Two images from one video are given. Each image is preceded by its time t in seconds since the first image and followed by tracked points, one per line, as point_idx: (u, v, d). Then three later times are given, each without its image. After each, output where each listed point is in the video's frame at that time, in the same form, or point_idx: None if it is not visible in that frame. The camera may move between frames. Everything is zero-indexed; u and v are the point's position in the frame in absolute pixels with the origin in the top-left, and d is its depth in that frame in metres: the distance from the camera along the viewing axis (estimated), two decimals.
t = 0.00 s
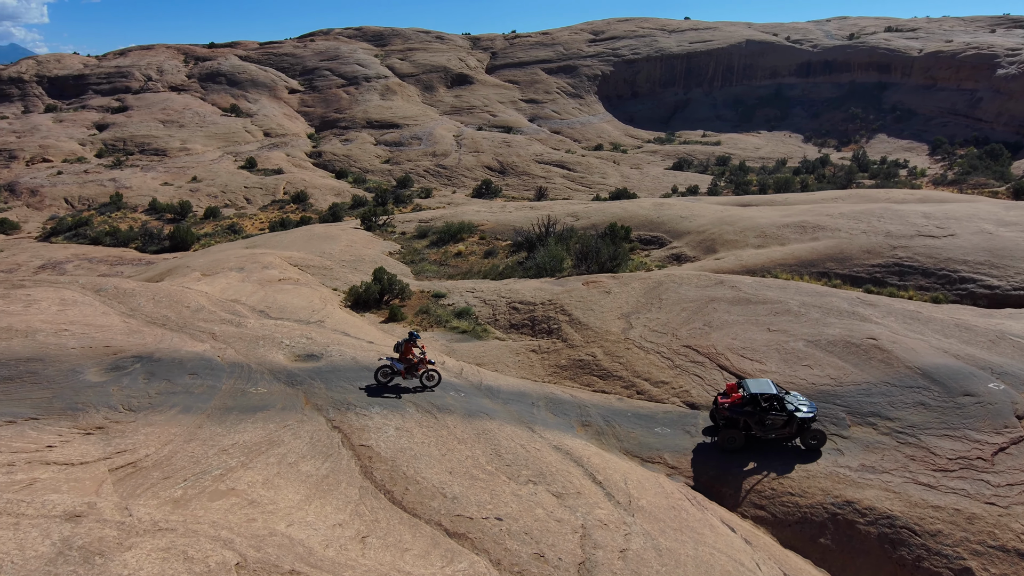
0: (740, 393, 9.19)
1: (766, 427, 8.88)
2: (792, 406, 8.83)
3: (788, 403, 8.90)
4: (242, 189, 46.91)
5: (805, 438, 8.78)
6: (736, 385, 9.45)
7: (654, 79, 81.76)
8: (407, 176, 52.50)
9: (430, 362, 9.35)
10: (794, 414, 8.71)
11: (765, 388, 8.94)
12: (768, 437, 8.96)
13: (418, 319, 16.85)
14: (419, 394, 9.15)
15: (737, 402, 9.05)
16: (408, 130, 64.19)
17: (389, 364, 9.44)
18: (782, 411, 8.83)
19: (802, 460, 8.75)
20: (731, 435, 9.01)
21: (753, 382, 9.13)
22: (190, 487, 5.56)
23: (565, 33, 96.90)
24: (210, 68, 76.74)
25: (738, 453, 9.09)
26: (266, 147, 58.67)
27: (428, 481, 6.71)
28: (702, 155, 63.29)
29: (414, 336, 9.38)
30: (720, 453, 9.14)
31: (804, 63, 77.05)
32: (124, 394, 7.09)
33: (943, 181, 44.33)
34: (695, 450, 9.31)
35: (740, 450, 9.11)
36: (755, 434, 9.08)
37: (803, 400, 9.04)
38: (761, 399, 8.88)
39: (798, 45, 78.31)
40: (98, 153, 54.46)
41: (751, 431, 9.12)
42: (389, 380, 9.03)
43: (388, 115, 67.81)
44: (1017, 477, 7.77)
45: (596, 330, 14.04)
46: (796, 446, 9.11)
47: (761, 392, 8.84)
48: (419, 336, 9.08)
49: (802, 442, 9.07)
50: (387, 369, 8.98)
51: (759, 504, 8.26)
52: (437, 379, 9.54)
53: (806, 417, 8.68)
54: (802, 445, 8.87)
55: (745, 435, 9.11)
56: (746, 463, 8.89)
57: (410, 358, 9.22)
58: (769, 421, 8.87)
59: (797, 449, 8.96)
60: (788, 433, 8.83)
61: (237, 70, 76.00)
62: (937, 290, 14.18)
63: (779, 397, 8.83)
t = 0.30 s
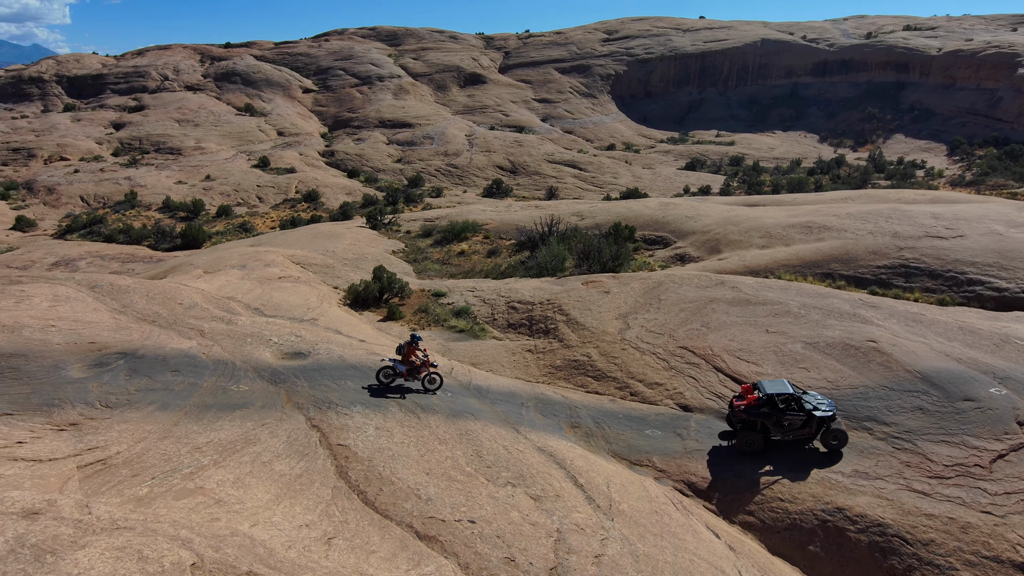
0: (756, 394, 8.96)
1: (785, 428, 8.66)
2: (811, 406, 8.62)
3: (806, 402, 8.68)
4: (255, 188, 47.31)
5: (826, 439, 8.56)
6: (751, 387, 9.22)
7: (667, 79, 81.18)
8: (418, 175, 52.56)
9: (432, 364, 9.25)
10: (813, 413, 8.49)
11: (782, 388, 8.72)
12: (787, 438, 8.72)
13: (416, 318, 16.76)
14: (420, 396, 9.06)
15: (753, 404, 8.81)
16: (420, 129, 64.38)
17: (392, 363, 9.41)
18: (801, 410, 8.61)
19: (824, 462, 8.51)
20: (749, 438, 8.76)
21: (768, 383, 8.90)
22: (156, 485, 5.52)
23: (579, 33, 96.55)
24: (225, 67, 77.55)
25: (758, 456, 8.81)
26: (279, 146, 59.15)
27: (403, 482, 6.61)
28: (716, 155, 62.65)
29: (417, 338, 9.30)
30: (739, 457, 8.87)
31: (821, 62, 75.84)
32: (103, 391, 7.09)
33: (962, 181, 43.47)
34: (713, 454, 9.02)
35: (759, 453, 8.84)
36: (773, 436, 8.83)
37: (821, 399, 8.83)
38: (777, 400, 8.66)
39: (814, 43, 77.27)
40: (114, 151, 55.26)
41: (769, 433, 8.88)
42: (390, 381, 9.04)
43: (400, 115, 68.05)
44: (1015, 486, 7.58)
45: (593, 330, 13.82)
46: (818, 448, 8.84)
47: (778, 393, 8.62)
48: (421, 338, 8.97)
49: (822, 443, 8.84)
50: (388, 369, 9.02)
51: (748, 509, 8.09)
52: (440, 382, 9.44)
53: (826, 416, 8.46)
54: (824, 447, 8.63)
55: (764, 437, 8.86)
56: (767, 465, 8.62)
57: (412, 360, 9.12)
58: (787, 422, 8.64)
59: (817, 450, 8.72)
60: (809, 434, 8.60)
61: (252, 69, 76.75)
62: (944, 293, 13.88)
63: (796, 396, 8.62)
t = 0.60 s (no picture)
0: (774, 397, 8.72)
1: (805, 430, 8.43)
2: (831, 406, 8.39)
3: (826, 403, 8.45)
4: (266, 186, 47.62)
5: (847, 438, 8.38)
6: (768, 387, 8.98)
7: (680, 78, 80.65)
8: (428, 174, 52.60)
9: (436, 367, 9.22)
10: (833, 414, 8.27)
11: (801, 390, 8.48)
12: (808, 440, 8.50)
13: (413, 316, 16.67)
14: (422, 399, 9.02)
15: (772, 408, 8.58)
16: (431, 129, 64.50)
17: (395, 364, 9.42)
18: (821, 411, 8.38)
19: (847, 461, 8.31)
20: (769, 441, 8.54)
21: (786, 384, 8.67)
22: (121, 482, 5.49)
23: (591, 32, 96.22)
24: (238, 67, 78.23)
25: (778, 459, 8.60)
26: (291, 144, 59.51)
27: (377, 481, 6.52)
28: (727, 155, 62.03)
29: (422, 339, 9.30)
30: (759, 460, 8.66)
31: (835, 61, 74.65)
32: (81, 386, 7.12)
33: (977, 182, 42.64)
34: (732, 456, 8.80)
35: (779, 455, 8.63)
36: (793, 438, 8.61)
37: (841, 397, 8.60)
38: (796, 402, 8.44)
39: (829, 42, 76.30)
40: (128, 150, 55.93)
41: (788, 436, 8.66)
42: (394, 381, 9.05)
43: (411, 114, 68.22)
44: (1009, 492, 7.41)
45: (588, 329, 13.63)
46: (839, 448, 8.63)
47: (797, 394, 8.39)
48: (426, 340, 8.97)
49: (842, 442, 8.66)
50: (392, 369, 8.99)
51: (734, 514, 7.92)
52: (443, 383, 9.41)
53: (847, 416, 8.25)
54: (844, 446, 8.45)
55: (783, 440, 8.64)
56: (787, 467, 8.41)
57: (416, 361, 9.07)
58: (807, 424, 8.42)
59: (837, 450, 8.55)
60: (829, 434, 8.40)
61: (265, 69, 77.37)
62: (948, 294, 13.76)
63: (815, 398, 8.38)
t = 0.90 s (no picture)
0: (791, 396, 8.40)
1: (824, 431, 8.18)
2: (850, 405, 8.10)
3: (846, 401, 8.16)
4: (273, 185, 47.83)
5: (866, 436, 8.16)
6: (783, 385, 8.67)
7: (689, 77, 80.18)
8: (434, 172, 52.54)
9: (436, 368, 9.25)
10: (854, 414, 8.00)
11: (819, 390, 8.18)
12: (827, 439, 8.25)
13: (407, 314, 16.53)
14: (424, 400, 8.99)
15: (789, 409, 8.27)
16: (438, 128, 64.51)
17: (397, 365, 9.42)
18: (840, 412, 8.11)
19: (866, 459, 8.13)
20: (787, 443, 8.29)
21: (803, 383, 8.35)
22: (83, 476, 5.45)
23: (599, 31, 95.91)
24: (247, 66, 78.64)
25: (796, 459, 8.36)
26: (299, 143, 59.73)
27: (348, 478, 6.45)
28: (735, 154, 61.53)
29: (423, 340, 9.30)
30: (776, 460, 8.43)
31: (845, 60, 73.72)
32: (55, 380, 7.12)
33: (989, 182, 41.99)
34: (748, 457, 8.57)
35: (797, 455, 8.40)
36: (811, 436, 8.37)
37: (860, 394, 8.33)
38: (815, 403, 8.15)
39: (839, 41, 75.51)
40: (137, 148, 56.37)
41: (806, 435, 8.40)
42: (394, 381, 9.05)
43: (419, 113, 68.30)
44: (998, 495, 7.28)
45: (579, 327, 13.46)
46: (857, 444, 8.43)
47: (816, 396, 8.09)
48: (429, 341, 9.03)
49: (859, 438, 8.45)
50: (393, 369, 9.02)
51: (716, 514, 7.78)
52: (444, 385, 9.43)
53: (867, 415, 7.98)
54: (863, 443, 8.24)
55: (800, 440, 8.39)
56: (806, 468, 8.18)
57: (418, 362, 9.09)
58: (826, 424, 8.16)
59: (855, 446, 8.35)
60: (848, 433, 8.16)
61: (274, 68, 77.76)
62: (947, 293, 13.61)
63: (836, 398, 8.07)
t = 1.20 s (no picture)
0: (806, 391, 8.26)
1: (841, 425, 7.99)
2: (868, 398, 7.93)
3: (863, 394, 8.00)
4: (277, 183, 47.94)
5: (884, 429, 7.99)
6: (799, 379, 8.52)
7: (695, 76, 79.72)
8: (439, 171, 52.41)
9: (438, 369, 9.24)
10: (872, 407, 7.83)
11: (835, 383, 8.02)
12: (843, 434, 8.07)
13: (399, 310, 16.34)
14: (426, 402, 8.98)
15: (806, 403, 8.11)
16: (443, 127, 64.46)
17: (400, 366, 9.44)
18: (857, 406, 7.94)
19: (885, 454, 7.93)
20: (804, 439, 8.06)
21: (819, 377, 8.20)
22: (43, 469, 5.40)
23: (606, 30, 95.57)
24: (254, 66, 78.92)
25: (812, 456, 8.16)
26: (304, 141, 59.82)
27: (316, 474, 6.37)
28: (741, 153, 61.08)
29: (426, 343, 9.33)
30: (792, 457, 8.22)
31: (854, 59, 72.79)
32: (27, 373, 7.10)
33: (998, 182, 41.44)
34: (763, 455, 8.35)
35: (814, 451, 8.19)
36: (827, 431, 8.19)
37: (877, 386, 8.16)
38: (831, 397, 7.99)
39: (847, 40, 74.82)
40: (144, 147, 56.66)
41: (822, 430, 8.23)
42: (396, 383, 9.05)
43: (424, 112, 68.30)
44: (983, 496, 7.16)
45: (569, 324, 13.27)
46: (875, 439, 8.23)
47: (832, 389, 7.93)
48: (431, 344, 9.02)
49: (876, 431, 8.27)
50: (395, 371, 9.04)
51: (695, 513, 7.64)
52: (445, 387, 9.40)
53: (884, 407, 7.81)
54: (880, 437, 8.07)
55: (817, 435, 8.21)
56: (823, 464, 7.97)
57: (420, 364, 9.11)
58: (843, 418, 7.99)
59: (872, 439, 8.17)
60: (866, 427, 7.97)
61: (281, 67, 78.02)
62: (944, 292, 13.41)
63: (852, 391, 7.92)
